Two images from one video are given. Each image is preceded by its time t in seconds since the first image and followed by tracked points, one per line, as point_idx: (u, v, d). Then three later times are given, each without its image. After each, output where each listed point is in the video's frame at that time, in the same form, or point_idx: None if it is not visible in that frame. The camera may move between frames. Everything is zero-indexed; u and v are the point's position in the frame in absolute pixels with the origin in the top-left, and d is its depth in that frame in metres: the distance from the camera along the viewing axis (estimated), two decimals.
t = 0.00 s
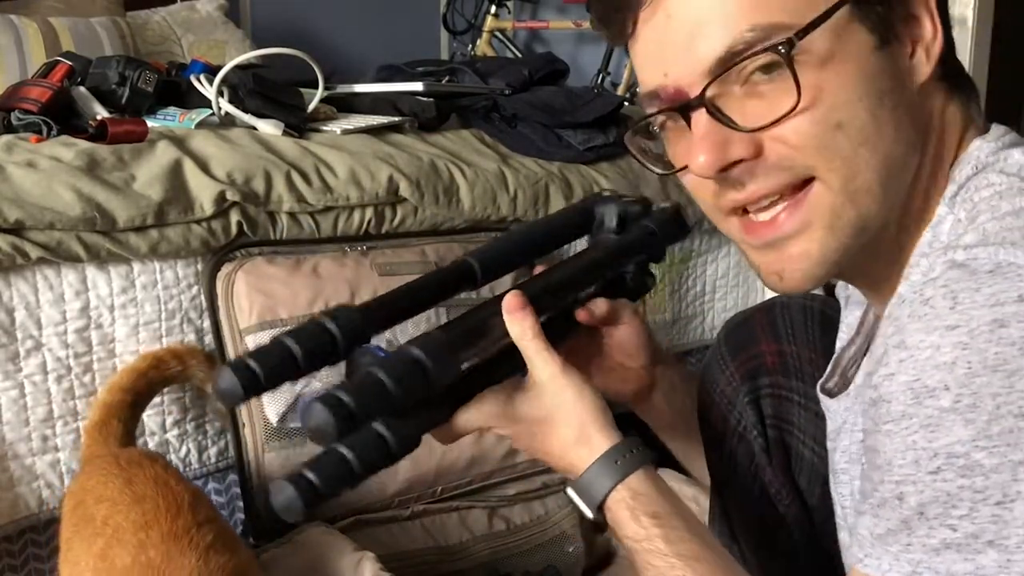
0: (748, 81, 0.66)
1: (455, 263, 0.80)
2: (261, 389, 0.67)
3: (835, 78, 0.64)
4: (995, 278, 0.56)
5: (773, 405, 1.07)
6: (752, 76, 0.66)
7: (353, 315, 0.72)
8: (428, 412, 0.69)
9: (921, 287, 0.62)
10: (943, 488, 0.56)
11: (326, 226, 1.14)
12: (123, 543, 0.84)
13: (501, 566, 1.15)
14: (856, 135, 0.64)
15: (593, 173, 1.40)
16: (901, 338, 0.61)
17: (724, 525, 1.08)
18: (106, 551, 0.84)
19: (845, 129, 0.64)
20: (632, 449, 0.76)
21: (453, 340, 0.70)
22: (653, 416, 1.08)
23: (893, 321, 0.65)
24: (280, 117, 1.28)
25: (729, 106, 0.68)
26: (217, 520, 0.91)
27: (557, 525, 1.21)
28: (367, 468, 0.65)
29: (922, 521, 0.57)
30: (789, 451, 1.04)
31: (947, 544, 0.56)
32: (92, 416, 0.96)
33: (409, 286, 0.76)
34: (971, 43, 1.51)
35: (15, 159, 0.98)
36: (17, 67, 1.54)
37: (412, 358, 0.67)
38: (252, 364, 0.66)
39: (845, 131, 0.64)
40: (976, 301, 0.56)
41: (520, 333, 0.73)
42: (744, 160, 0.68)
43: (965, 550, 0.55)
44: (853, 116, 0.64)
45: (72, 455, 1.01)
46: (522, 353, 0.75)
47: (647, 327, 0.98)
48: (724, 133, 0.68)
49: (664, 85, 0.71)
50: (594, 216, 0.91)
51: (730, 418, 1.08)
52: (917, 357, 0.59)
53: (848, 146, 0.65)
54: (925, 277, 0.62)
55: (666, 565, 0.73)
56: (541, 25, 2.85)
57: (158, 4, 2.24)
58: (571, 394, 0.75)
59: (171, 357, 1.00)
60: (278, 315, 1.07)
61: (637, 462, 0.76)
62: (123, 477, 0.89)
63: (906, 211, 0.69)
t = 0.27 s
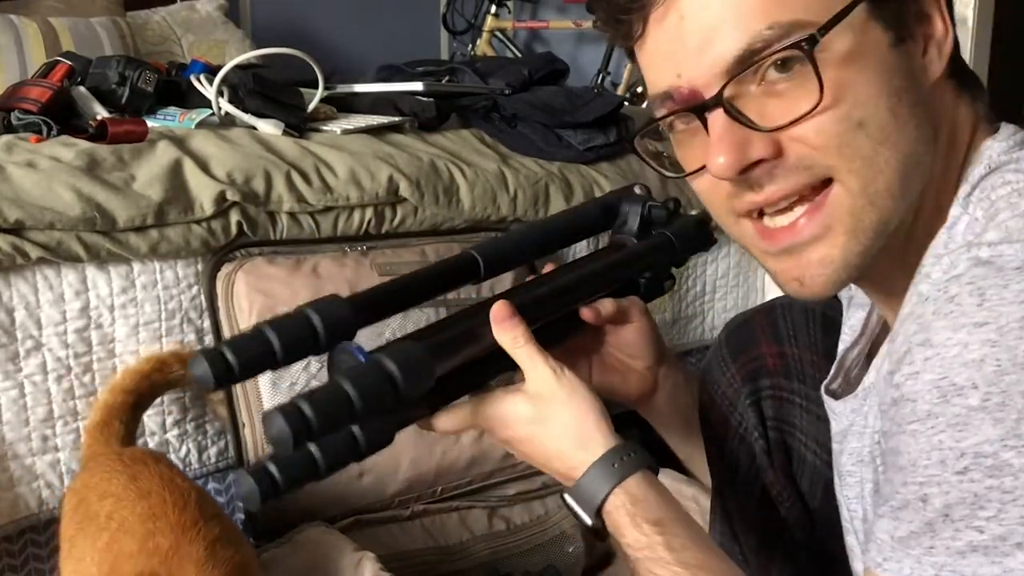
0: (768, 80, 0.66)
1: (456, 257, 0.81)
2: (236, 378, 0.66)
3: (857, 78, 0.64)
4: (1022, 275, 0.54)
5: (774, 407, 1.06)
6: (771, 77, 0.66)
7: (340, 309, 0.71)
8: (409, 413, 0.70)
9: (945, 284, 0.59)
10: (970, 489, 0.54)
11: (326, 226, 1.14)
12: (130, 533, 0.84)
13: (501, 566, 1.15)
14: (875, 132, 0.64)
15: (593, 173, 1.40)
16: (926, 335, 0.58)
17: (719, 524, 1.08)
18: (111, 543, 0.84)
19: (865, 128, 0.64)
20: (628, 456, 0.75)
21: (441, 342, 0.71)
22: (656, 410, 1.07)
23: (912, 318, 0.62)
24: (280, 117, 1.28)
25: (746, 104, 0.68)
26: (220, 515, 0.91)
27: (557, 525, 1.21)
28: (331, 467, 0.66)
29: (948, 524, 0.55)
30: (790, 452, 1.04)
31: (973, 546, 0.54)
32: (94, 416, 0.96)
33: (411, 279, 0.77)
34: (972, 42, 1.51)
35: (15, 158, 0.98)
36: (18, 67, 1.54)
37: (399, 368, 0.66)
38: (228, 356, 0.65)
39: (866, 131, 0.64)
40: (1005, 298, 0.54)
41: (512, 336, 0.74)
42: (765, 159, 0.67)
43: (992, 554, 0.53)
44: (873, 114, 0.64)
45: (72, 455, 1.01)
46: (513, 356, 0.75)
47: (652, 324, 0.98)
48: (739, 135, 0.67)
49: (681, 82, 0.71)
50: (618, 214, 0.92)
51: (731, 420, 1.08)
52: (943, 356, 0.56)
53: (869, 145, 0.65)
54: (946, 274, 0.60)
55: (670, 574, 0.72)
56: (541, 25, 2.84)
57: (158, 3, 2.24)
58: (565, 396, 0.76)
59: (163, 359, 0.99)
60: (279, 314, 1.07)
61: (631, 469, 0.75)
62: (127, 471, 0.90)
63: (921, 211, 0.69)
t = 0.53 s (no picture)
0: (719, 102, 0.63)
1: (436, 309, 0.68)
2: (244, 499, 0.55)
3: (796, 116, 0.61)
4: None
5: (774, 407, 1.02)
6: (721, 100, 0.63)
7: (335, 396, 0.58)
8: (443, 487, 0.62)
9: (945, 294, 0.57)
10: (979, 501, 0.52)
11: (326, 226, 1.14)
12: (139, 526, 0.87)
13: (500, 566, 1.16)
14: (808, 173, 0.62)
15: (593, 173, 1.40)
16: (928, 347, 0.56)
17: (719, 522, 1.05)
18: (121, 535, 0.86)
19: (795, 169, 0.62)
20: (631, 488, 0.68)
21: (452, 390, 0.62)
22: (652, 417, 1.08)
23: (912, 327, 0.60)
24: (280, 117, 1.28)
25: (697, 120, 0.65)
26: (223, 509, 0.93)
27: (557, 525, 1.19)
28: (366, 561, 0.57)
29: (958, 537, 0.54)
30: (790, 453, 1.00)
31: (983, 559, 0.52)
32: (96, 415, 0.98)
33: (396, 347, 0.64)
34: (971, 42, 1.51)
35: (15, 158, 0.98)
36: (18, 67, 1.54)
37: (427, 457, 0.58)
38: (230, 479, 0.54)
39: (796, 171, 0.62)
40: (1007, 308, 0.52)
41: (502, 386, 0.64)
42: (702, 172, 0.66)
43: (1003, 567, 0.51)
44: (808, 156, 0.62)
45: (71, 455, 1.01)
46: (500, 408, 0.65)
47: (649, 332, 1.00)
48: (677, 151, 0.66)
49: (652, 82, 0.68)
50: (588, 211, 0.78)
51: (730, 421, 1.03)
52: (946, 368, 0.54)
53: (797, 186, 0.63)
54: (946, 283, 0.58)
55: None
56: (541, 25, 2.83)
57: (157, 3, 2.23)
58: (554, 442, 0.67)
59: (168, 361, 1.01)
60: (279, 314, 1.07)
61: (638, 501, 0.68)
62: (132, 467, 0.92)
63: (882, 226, 0.66)
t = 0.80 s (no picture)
0: (718, 102, 0.63)
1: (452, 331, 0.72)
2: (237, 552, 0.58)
3: (794, 114, 0.61)
4: (1010, 291, 0.51)
5: (774, 406, 1.00)
6: (721, 99, 0.63)
7: (326, 440, 0.61)
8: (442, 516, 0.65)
9: (933, 301, 0.56)
10: (975, 508, 0.50)
11: (326, 226, 1.14)
12: (140, 521, 0.86)
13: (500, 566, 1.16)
14: (806, 171, 0.62)
15: (593, 173, 1.40)
16: (917, 355, 0.55)
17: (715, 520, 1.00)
18: (122, 530, 0.86)
19: (795, 165, 0.62)
20: (636, 531, 0.69)
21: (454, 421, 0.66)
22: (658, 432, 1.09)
23: (903, 336, 0.58)
24: (280, 117, 1.28)
25: (696, 121, 0.65)
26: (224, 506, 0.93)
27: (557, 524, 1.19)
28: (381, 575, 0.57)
29: (957, 544, 0.51)
30: (790, 452, 0.97)
31: (982, 567, 0.50)
32: (97, 416, 0.98)
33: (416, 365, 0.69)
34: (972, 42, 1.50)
35: (15, 159, 0.98)
36: (18, 67, 1.54)
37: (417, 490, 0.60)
38: (220, 531, 0.57)
39: (796, 168, 0.62)
40: (994, 314, 0.51)
41: (503, 455, 0.64)
42: (704, 171, 0.66)
43: None
44: (808, 154, 0.62)
45: (71, 455, 1.01)
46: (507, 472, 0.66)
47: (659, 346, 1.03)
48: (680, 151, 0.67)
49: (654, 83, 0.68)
50: (615, 227, 0.83)
51: (730, 420, 1.01)
52: (936, 376, 0.53)
53: (798, 180, 0.63)
54: (935, 289, 0.56)
55: None
56: (540, 24, 2.82)
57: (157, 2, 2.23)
58: (557, 499, 0.67)
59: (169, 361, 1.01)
60: (279, 314, 1.07)
61: (642, 543, 0.69)
62: (133, 464, 0.92)
63: (879, 219, 0.66)
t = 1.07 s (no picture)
0: (711, 99, 0.63)
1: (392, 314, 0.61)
2: (181, 564, 0.52)
3: (785, 94, 0.61)
4: (1020, 270, 0.50)
5: (777, 405, 0.98)
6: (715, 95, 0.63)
7: (271, 434, 0.53)
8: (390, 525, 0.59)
9: (943, 280, 0.54)
10: (975, 486, 0.47)
11: (326, 226, 1.14)
12: (139, 515, 0.86)
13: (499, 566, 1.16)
14: (809, 150, 0.61)
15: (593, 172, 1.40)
16: (925, 330, 0.53)
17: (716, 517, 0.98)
18: (120, 524, 0.86)
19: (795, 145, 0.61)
20: (596, 510, 0.70)
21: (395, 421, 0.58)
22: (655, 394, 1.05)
23: (910, 313, 0.56)
24: (280, 117, 1.28)
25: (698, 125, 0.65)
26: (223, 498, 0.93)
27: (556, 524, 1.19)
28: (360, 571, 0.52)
29: (953, 523, 0.48)
30: (793, 452, 0.96)
31: (978, 546, 0.46)
32: (97, 416, 0.98)
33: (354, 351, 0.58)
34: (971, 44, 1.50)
35: (15, 158, 0.98)
36: (18, 67, 1.54)
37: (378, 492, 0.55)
38: (158, 544, 0.51)
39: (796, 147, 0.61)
40: (1004, 293, 0.50)
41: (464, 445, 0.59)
42: (710, 172, 0.66)
43: (996, 554, 0.45)
44: (803, 129, 0.61)
45: (72, 455, 1.01)
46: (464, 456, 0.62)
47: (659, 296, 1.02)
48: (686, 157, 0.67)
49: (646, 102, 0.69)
50: (565, 188, 0.69)
51: (734, 419, 0.99)
52: (942, 351, 0.51)
53: (801, 161, 0.62)
54: (945, 270, 0.55)
55: None
56: (540, 24, 2.81)
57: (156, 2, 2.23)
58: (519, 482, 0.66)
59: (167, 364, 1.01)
60: (279, 314, 1.07)
61: (605, 523, 0.70)
62: (130, 461, 0.92)
63: (889, 208, 0.64)
